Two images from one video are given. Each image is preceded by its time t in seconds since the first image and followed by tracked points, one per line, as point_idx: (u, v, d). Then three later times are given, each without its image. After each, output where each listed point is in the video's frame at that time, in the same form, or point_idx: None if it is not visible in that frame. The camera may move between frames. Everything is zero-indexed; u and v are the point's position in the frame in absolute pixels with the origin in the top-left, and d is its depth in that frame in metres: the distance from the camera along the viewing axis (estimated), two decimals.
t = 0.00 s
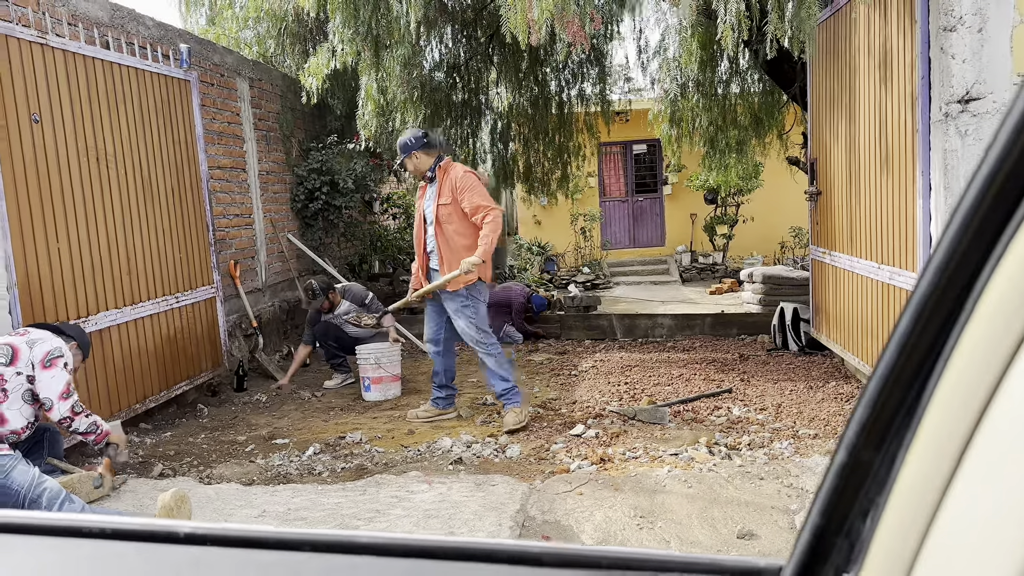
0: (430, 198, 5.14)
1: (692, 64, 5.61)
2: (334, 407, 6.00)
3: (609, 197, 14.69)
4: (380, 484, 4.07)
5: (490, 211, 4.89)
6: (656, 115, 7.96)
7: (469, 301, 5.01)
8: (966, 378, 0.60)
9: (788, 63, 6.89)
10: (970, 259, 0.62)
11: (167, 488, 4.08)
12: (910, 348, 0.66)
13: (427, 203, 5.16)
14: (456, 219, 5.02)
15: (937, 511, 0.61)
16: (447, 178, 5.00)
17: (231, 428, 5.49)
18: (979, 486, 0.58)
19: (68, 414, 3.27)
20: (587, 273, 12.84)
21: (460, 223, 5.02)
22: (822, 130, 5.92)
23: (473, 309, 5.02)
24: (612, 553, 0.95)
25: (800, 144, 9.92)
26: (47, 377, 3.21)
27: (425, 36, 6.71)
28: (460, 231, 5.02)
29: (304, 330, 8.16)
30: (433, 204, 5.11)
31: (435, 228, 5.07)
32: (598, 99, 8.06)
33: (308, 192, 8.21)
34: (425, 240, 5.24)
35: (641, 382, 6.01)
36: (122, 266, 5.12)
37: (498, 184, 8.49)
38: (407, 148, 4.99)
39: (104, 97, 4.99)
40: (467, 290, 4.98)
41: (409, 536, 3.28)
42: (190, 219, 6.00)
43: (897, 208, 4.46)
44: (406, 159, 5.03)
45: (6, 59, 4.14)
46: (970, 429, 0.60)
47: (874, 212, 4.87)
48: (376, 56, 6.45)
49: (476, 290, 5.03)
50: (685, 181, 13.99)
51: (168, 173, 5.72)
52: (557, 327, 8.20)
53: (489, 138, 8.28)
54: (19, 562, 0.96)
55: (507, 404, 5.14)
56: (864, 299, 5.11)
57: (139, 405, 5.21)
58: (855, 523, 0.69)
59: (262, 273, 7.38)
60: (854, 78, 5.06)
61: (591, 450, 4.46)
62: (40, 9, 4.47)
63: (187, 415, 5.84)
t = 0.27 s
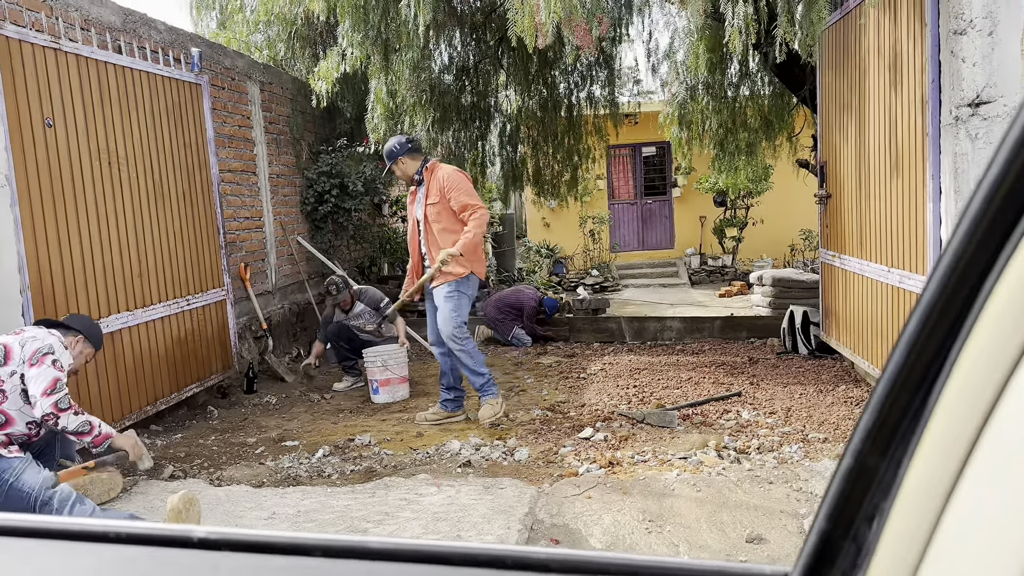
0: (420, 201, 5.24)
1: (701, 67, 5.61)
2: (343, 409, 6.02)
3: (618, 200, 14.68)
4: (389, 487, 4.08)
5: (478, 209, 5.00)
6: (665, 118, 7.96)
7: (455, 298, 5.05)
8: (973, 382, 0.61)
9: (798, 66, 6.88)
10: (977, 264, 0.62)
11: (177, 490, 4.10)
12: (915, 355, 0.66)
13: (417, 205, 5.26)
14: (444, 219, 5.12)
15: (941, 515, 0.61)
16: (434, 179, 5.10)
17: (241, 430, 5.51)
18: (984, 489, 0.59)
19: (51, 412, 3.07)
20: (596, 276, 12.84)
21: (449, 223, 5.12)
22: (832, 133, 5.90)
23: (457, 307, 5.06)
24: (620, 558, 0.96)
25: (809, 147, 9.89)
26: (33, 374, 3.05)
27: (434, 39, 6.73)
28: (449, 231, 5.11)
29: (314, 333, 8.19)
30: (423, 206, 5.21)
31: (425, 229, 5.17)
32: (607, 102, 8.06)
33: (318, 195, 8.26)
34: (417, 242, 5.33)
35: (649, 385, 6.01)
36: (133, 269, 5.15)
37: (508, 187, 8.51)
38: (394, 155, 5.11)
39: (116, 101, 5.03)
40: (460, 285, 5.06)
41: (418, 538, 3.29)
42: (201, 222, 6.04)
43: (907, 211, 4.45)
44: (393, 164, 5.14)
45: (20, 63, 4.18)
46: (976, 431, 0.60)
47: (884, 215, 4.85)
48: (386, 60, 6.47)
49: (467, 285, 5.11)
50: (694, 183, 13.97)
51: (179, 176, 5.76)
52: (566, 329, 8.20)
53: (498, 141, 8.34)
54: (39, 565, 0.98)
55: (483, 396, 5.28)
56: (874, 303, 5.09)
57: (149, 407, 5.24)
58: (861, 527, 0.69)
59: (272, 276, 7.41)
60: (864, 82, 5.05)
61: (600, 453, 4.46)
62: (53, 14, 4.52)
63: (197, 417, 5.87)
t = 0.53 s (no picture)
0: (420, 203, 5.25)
1: (709, 69, 5.61)
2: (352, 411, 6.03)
3: (626, 202, 14.67)
4: (398, 489, 4.09)
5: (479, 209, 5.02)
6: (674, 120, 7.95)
7: (458, 300, 5.08)
8: (980, 386, 0.61)
9: (806, 68, 6.87)
10: (981, 271, 0.63)
11: (187, 492, 4.11)
12: (922, 361, 0.66)
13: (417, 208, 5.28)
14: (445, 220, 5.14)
15: (948, 520, 0.62)
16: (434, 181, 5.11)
17: (251, 432, 5.53)
18: (991, 493, 0.60)
19: (51, 429, 3.02)
20: (605, 278, 12.82)
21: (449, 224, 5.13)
22: (841, 135, 5.89)
23: (460, 310, 5.09)
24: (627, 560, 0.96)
25: (818, 149, 9.86)
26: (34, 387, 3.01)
27: (443, 42, 6.75)
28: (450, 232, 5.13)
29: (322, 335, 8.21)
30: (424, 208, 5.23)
31: (426, 231, 5.19)
32: (615, 104, 8.07)
33: (327, 198, 8.28)
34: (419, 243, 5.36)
35: (658, 388, 5.99)
36: (143, 271, 5.18)
37: (516, 189, 8.51)
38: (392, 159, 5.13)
39: (127, 104, 5.07)
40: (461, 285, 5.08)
41: (426, 540, 3.29)
42: (211, 225, 6.07)
43: (916, 213, 4.43)
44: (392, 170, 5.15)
45: (32, 67, 4.22)
46: (984, 433, 0.61)
47: (893, 218, 4.83)
48: (394, 63, 6.49)
49: (469, 285, 5.12)
50: (703, 186, 13.95)
51: (190, 180, 5.79)
52: (574, 332, 8.19)
53: (506, 142, 8.35)
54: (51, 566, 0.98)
55: (472, 409, 5.23)
56: (884, 305, 5.07)
57: (159, 409, 5.26)
58: (867, 533, 0.69)
59: (282, 278, 7.43)
60: (873, 84, 5.04)
61: (608, 456, 4.46)
62: (64, 18, 4.55)
63: (207, 419, 5.90)
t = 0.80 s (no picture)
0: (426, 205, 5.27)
1: (716, 70, 5.60)
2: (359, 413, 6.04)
3: (633, 204, 14.65)
4: (404, 490, 4.09)
5: (483, 210, 5.02)
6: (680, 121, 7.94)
7: (470, 302, 5.08)
8: (992, 386, 0.61)
9: (814, 69, 6.85)
10: (991, 274, 0.62)
11: (194, 493, 4.13)
12: (929, 364, 0.66)
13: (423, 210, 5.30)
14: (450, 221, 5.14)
15: (958, 522, 0.62)
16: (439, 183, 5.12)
17: (258, 434, 5.55)
18: (1001, 494, 0.60)
19: (54, 437, 3.03)
20: (612, 280, 12.81)
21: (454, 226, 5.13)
22: (849, 136, 5.86)
23: (472, 312, 5.08)
24: (635, 563, 0.96)
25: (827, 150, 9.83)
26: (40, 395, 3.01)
27: (450, 44, 6.76)
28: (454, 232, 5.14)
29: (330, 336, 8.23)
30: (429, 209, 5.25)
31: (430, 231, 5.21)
32: (622, 106, 8.05)
33: (334, 200, 8.30)
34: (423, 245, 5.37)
35: (665, 390, 5.98)
36: (152, 273, 5.20)
37: (523, 190, 8.51)
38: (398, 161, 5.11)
39: (135, 107, 5.09)
40: (467, 286, 5.06)
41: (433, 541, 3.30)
42: (219, 226, 6.09)
43: (925, 214, 4.41)
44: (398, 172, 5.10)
45: (40, 70, 4.24)
46: (996, 432, 0.61)
47: (901, 219, 4.81)
48: (401, 65, 6.49)
49: (477, 287, 5.11)
50: (710, 187, 13.93)
51: (197, 181, 5.81)
52: (581, 334, 8.19)
53: (513, 144, 8.36)
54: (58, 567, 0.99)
55: (479, 413, 5.19)
56: (892, 307, 5.05)
57: (167, 410, 5.28)
58: (876, 535, 0.68)
59: (289, 280, 7.45)
60: (882, 85, 5.02)
61: (615, 458, 4.45)
62: (72, 21, 4.58)
63: (214, 420, 5.91)
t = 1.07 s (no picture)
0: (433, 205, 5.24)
1: (720, 72, 5.59)
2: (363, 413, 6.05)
3: (637, 205, 14.65)
4: (408, 491, 4.09)
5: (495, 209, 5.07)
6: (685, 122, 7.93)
7: (477, 302, 5.10)
8: (995, 388, 0.60)
9: (820, 70, 6.83)
10: (995, 275, 0.62)
11: (198, 493, 4.13)
12: (932, 366, 0.66)
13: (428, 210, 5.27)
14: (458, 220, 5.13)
15: (961, 525, 0.62)
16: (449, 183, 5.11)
17: (262, 434, 5.55)
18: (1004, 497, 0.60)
19: (69, 434, 3.10)
20: (616, 280, 12.80)
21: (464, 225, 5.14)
22: (855, 137, 5.84)
23: (478, 312, 5.11)
24: (635, 565, 0.96)
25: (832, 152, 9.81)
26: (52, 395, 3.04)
27: (456, 44, 6.75)
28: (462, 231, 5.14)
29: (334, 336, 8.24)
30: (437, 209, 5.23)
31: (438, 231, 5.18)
32: (627, 106, 8.04)
33: (338, 200, 8.32)
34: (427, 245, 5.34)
35: (669, 391, 5.97)
36: (156, 273, 5.21)
37: (527, 191, 8.51)
38: (409, 156, 4.99)
39: (141, 107, 5.10)
40: (476, 285, 5.09)
41: (436, 542, 3.30)
42: (223, 227, 6.10)
43: (930, 215, 4.40)
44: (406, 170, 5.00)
45: (46, 70, 4.25)
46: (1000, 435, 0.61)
47: (906, 220, 4.80)
48: (406, 66, 6.49)
49: (484, 286, 5.14)
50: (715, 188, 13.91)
51: (202, 181, 5.82)
52: (585, 335, 8.18)
53: (518, 145, 8.36)
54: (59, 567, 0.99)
55: (478, 413, 5.20)
56: (897, 309, 5.04)
57: (171, 410, 5.29)
58: (878, 538, 0.68)
59: (293, 280, 7.46)
60: (887, 86, 4.99)
61: (619, 459, 4.45)
62: (78, 21, 4.59)
63: (219, 420, 5.92)
